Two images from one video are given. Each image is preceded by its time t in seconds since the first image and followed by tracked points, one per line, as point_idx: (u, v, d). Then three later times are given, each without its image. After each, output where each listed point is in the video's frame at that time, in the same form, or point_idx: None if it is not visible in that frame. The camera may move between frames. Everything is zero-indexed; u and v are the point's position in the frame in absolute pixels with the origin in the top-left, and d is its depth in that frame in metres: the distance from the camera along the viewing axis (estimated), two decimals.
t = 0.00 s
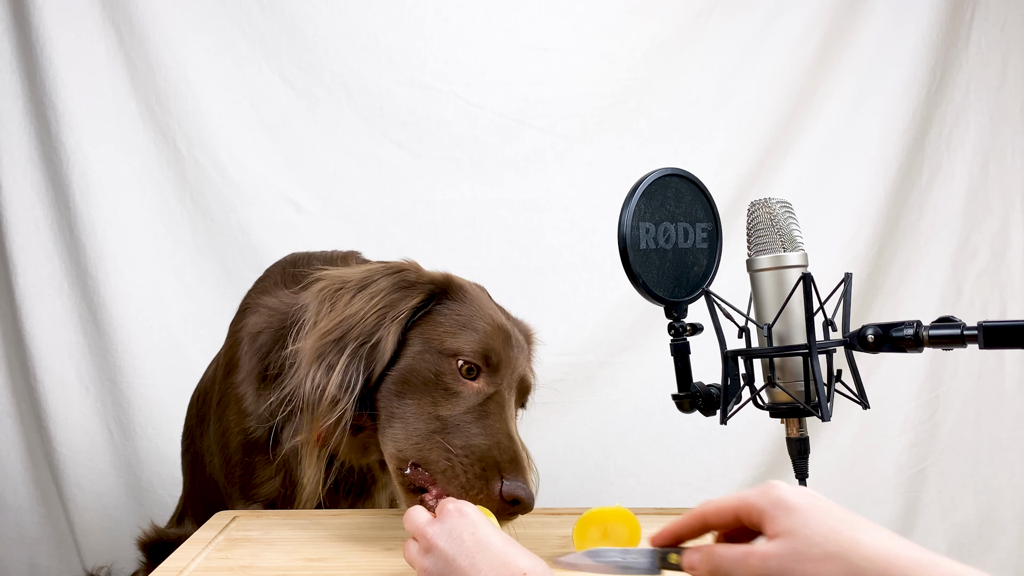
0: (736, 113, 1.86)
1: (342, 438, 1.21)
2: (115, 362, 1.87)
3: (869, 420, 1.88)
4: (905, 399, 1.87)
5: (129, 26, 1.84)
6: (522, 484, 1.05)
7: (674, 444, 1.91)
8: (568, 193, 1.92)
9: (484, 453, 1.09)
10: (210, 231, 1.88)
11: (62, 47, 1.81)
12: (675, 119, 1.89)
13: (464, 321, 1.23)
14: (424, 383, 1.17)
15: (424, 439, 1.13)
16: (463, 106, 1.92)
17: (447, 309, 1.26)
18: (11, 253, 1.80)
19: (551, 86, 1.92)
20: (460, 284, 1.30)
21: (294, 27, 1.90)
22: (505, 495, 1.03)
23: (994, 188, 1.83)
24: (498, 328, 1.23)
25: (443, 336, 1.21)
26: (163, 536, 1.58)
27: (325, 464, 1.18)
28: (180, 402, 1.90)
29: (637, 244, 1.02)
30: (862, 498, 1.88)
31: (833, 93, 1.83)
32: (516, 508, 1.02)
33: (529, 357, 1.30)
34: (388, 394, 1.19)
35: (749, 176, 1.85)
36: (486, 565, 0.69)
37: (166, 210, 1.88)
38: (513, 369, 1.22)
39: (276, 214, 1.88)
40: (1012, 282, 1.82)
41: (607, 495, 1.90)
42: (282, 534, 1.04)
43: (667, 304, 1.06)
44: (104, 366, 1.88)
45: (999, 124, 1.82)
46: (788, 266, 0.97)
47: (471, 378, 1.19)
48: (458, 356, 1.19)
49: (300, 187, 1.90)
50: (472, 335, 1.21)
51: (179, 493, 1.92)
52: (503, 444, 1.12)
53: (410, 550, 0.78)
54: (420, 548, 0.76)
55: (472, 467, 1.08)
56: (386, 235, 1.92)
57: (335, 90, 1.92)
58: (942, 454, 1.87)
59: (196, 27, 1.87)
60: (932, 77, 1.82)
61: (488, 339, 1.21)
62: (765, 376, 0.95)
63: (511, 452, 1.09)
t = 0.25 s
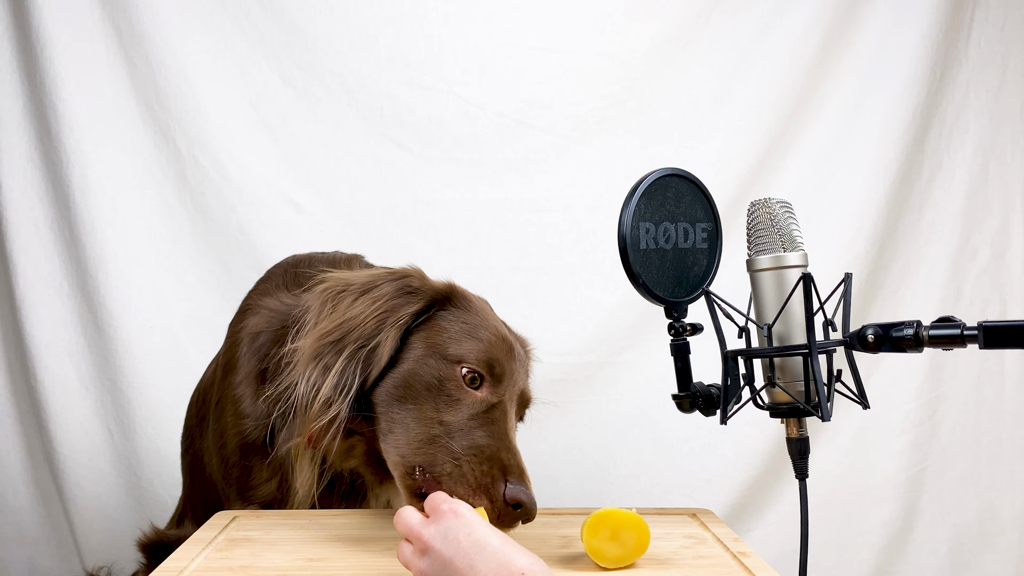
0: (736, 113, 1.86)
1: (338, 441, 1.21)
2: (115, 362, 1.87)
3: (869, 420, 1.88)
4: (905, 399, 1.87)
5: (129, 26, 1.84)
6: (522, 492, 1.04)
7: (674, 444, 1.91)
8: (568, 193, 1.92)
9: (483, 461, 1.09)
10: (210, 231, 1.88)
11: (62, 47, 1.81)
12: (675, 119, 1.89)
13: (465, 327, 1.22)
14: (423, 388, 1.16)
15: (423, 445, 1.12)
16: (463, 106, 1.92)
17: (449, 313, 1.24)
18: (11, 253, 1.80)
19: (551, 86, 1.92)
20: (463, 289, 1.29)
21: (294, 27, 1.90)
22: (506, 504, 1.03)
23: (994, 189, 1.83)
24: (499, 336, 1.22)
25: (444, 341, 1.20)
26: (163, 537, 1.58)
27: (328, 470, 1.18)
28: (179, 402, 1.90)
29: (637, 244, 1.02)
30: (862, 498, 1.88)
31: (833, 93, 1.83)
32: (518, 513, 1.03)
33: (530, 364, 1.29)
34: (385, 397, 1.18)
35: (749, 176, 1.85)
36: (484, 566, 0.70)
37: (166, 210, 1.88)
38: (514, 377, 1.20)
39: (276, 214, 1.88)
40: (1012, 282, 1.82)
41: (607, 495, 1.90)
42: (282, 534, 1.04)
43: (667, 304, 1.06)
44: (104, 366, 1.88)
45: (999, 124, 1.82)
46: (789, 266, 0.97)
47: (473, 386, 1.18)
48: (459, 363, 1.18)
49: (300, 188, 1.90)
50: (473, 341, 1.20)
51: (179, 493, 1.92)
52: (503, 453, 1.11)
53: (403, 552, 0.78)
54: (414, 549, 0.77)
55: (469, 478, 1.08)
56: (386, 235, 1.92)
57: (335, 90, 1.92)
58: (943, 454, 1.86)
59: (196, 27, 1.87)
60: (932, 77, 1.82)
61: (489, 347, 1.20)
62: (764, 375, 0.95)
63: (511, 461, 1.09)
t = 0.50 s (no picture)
0: (736, 113, 1.86)
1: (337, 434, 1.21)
2: (115, 362, 1.87)
3: (869, 420, 1.88)
4: (905, 399, 1.87)
5: (129, 26, 1.84)
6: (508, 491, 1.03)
7: (673, 444, 1.91)
8: (568, 193, 1.92)
9: (470, 456, 1.07)
10: (210, 231, 1.88)
11: (63, 47, 1.81)
12: (675, 119, 1.89)
13: (465, 320, 1.21)
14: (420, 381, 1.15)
15: (417, 437, 1.11)
16: (464, 106, 1.92)
17: (449, 307, 1.23)
18: (11, 253, 1.80)
19: (551, 86, 1.92)
20: (465, 283, 1.28)
21: (294, 27, 1.90)
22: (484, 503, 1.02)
23: (994, 189, 1.83)
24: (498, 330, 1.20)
25: (443, 334, 1.19)
26: (163, 538, 1.58)
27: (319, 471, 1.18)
28: (179, 402, 1.90)
29: (637, 244, 1.02)
30: (862, 498, 1.88)
31: (833, 93, 1.83)
32: (496, 513, 1.01)
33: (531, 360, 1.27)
34: (383, 390, 1.18)
35: (749, 176, 1.85)
36: (484, 563, 0.71)
37: (166, 210, 1.88)
38: (512, 373, 1.19)
39: (276, 213, 1.88)
40: (1012, 282, 1.82)
41: (607, 495, 1.90)
42: (282, 534, 1.04)
43: (667, 304, 1.06)
44: (104, 365, 1.88)
45: (999, 124, 1.82)
46: (789, 266, 0.97)
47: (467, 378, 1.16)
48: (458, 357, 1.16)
49: (300, 187, 1.90)
50: (473, 334, 1.19)
51: (179, 493, 1.92)
52: (494, 447, 1.09)
53: (402, 558, 0.78)
54: (413, 555, 0.77)
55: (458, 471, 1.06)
56: (386, 235, 1.92)
57: (335, 90, 1.92)
58: (943, 454, 1.86)
59: (196, 27, 1.87)
60: (932, 77, 1.82)
61: (488, 340, 1.19)
62: (765, 376, 0.95)
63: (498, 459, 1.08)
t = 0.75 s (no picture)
0: (736, 113, 1.86)
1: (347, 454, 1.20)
2: (115, 362, 1.87)
3: (869, 420, 1.88)
4: (905, 399, 1.87)
5: (128, 26, 1.84)
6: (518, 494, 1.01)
7: (674, 444, 1.91)
8: (568, 193, 1.92)
9: (475, 462, 1.05)
10: (210, 231, 1.88)
11: (63, 47, 1.81)
12: (675, 119, 1.88)
13: (466, 332, 1.22)
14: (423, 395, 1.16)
15: (423, 451, 1.10)
16: (463, 106, 1.92)
17: (449, 318, 1.24)
18: (11, 253, 1.80)
19: (551, 86, 1.92)
20: (466, 294, 1.29)
21: (294, 27, 1.90)
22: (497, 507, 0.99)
23: (994, 189, 1.83)
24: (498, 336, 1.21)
25: (443, 347, 1.20)
26: (163, 541, 1.58)
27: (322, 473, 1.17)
28: (179, 402, 1.90)
29: (637, 244, 1.02)
30: (862, 498, 1.88)
31: (834, 93, 1.83)
32: (508, 518, 0.99)
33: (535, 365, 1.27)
34: (389, 408, 1.18)
35: (750, 176, 1.85)
36: None
37: (166, 210, 1.88)
38: (515, 380, 1.19)
39: (276, 213, 1.88)
40: (1012, 281, 1.82)
41: (607, 495, 1.90)
42: (282, 534, 1.04)
43: (667, 304, 1.06)
44: (104, 366, 1.87)
45: (999, 125, 1.83)
46: (789, 266, 0.97)
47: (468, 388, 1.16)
48: (460, 367, 1.17)
49: (300, 187, 1.90)
50: (474, 346, 1.19)
51: (179, 494, 1.92)
52: (499, 453, 1.07)
53: None
54: None
55: (459, 482, 1.04)
56: (386, 235, 1.92)
57: (335, 90, 1.92)
58: (943, 454, 1.86)
59: (196, 27, 1.87)
60: (932, 77, 1.82)
61: (489, 350, 1.19)
62: (765, 376, 0.95)
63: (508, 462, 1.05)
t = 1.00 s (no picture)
0: (736, 113, 1.86)
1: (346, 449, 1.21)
2: (115, 362, 1.87)
3: (870, 421, 1.88)
4: (905, 399, 1.87)
5: (128, 26, 1.84)
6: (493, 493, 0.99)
7: (673, 444, 1.91)
8: (568, 193, 1.92)
9: (451, 457, 1.04)
10: (210, 231, 1.88)
11: (63, 47, 1.81)
12: (675, 119, 1.88)
13: (454, 323, 1.19)
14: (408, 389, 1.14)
15: (404, 444, 1.09)
16: (464, 106, 1.92)
17: (438, 310, 1.22)
18: (11, 253, 1.80)
19: (551, 87, 1.92)
20: (456, 285, 1.26)
21: (294, 26, 1.90)
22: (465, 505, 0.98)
23: (994, 189, 1.83)
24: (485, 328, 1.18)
25: (430, 339, 1.18)
26: (164, 540, 1.58)
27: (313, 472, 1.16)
28: (179, 402, 1.90)
29: (637, 244, 1.02)
30: (862, 498, 1.88)
31: (834, 93, 1.83)
32: (480, 515, 0.97)
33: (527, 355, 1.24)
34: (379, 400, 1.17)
35: (750, 176, 1.85)
36: None
37: (166, 210, 1.88)
38: (502, 371, 1.16)
39: (276, 213, 1.88)
40: (1012, 281, 1.82)
41: (607, 495, 1.90)
42: (282, 534, 1.04)
43: (667, 304, 1.06)
44: (104, 365, 1.87)
45: (999, 125, 1.83)
46: (789, 265, 0.97)
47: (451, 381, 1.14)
48: (446, 360, 1.15)
49: (300, 187, 1.90)
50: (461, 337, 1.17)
51: (179, 493, 1.92)
52: (479, 448, 1.05)
53: None
54: None
55: (434, 477, 1.03)
56: (386, 235, 1.92)
57: (335, 90, 1.92)
58: (943, 454, 1.86)
59: (196, 27, 1.87)
60: (932, 77, 1.82)
61: (476, 341, 1.16)
62: (764, 376, 0.95)
63: (485, 458, 1.04)
